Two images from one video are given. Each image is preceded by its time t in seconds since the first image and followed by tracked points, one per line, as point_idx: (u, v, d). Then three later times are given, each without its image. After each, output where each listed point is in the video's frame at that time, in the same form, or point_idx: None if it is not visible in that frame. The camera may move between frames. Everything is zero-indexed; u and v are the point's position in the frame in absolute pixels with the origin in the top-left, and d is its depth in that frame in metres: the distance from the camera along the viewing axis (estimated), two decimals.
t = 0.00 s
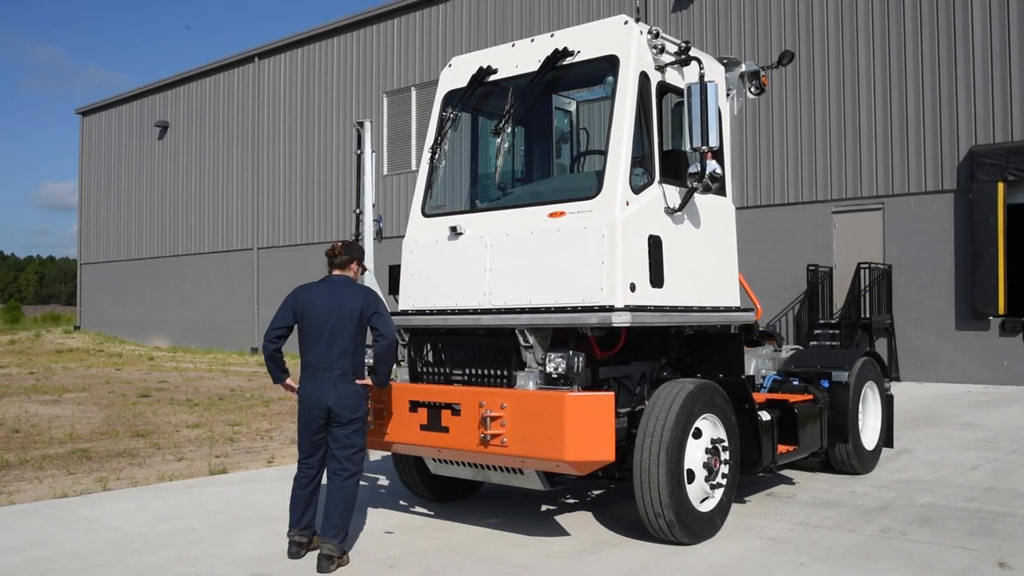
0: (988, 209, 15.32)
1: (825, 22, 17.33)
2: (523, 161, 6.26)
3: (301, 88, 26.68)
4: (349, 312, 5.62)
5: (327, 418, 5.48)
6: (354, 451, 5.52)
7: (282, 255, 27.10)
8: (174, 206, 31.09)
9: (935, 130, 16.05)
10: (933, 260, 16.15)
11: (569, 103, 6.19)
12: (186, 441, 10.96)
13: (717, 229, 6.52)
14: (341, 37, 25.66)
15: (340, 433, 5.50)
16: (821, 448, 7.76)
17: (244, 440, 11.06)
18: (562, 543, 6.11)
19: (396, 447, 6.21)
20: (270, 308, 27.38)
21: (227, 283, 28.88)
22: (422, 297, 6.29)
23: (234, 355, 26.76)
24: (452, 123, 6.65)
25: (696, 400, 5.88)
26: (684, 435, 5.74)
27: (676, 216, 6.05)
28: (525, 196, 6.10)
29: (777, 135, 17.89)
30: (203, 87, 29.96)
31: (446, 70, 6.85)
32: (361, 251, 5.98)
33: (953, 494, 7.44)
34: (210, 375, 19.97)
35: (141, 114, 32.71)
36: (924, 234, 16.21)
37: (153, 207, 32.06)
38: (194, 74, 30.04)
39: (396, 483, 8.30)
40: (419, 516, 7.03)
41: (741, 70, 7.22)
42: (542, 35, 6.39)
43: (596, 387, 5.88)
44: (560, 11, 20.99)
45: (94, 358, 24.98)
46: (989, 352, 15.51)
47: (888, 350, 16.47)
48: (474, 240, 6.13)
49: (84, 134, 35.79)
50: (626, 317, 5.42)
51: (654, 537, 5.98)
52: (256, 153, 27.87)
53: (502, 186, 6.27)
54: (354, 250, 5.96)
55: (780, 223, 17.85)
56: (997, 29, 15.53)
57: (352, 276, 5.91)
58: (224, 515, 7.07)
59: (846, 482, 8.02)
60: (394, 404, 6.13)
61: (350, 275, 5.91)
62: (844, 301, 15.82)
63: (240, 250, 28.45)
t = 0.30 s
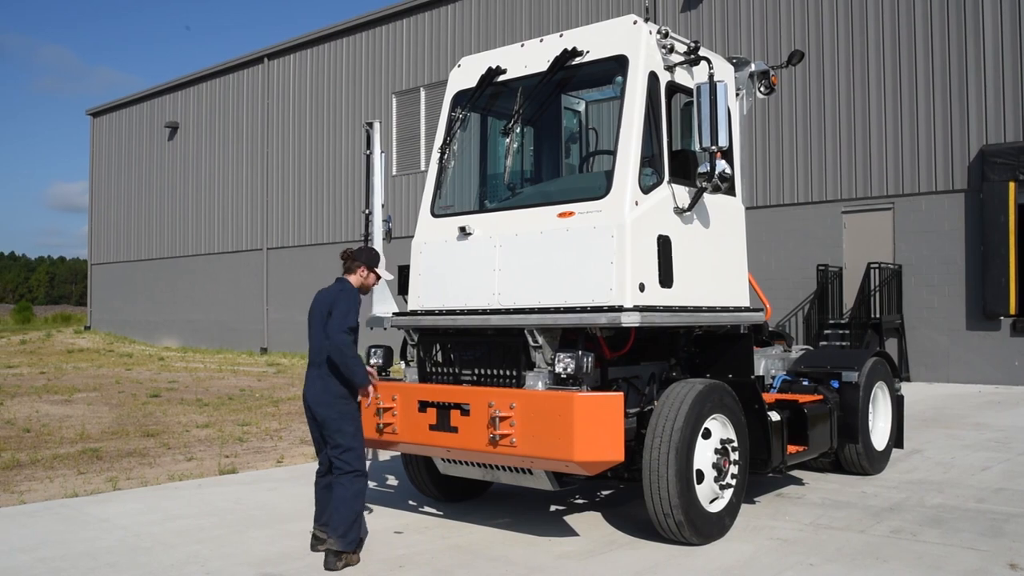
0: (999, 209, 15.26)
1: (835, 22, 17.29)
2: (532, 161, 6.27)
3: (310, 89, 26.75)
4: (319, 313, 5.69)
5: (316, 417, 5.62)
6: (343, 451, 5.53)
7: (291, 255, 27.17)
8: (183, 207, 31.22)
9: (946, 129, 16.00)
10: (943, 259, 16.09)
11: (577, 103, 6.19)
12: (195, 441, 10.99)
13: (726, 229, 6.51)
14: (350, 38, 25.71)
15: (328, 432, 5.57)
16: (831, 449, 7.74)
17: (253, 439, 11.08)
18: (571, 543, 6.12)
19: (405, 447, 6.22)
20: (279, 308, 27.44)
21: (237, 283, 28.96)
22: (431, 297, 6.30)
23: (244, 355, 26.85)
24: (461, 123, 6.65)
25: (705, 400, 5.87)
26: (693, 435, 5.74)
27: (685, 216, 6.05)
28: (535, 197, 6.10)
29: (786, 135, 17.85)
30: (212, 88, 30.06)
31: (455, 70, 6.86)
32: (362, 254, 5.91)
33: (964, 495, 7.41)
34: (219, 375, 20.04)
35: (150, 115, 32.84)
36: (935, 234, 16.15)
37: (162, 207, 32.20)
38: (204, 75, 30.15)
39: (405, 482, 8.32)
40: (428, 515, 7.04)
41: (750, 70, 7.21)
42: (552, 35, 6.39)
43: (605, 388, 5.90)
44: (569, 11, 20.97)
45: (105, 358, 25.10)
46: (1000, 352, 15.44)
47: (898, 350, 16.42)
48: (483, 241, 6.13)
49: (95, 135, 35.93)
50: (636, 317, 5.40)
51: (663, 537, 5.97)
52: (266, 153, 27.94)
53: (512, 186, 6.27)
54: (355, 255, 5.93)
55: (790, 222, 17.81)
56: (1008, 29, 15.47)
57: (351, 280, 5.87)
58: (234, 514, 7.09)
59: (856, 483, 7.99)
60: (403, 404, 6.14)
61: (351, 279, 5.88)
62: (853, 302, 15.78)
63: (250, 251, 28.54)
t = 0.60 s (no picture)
0: (1009, 209, 15.20)
1: (844, 21, 17.24)
2: (540, 161, 6.27)
3: (318, 90, 26.81)
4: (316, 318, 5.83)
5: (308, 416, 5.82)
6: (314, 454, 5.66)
7: (299, 255, 27.21)
8: (192, 207, 31.30)
9: (954, 129, 15.95)
10: (953, 259, 16.03)
11: (585, 103, 6.18)
12: (204, 440, 11.02)
13: (734, 229, 6.50)
14: (358, 38, 25.74)
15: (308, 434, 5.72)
16: (840, 449, 7.71)
17: (262, 439, 11.11)
18: (580, 543, 6.11)
19: (413, 447, 6.22)
20: (287, 308, 27.50)
21: (245, 283, 29.03)
22: (439, 297, 6.30)
23: (252, 356, 26.92)
24: (469, 123, 6.66)
25: (714, 401, 5.86)
26: (702, 435, 5.73)
27: (693, 216, 6.04)
28: (543, 197, 6.09)
29: (794, 134, 17.81)
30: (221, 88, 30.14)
31: (463, 70, 6.86)
32: (373, 265, 5.80)
33: (974, 496, 7.38)
34: (228, 375, 20.10)
35: (159, 116, 32.95)
36: (944, 234, 16.10)
37: (171, 208, 32.29)
38: (213, 76, 30.23)
39: (414, 482, 8.33)
40: (436, 516, 7.04)
41: (759, 69, 7.19)
42: (560, 35, 6.39)
43: (613, 387, 5.90)
44: (577, 11, 20.96)
45: (114, 358, 25.21)
46: (1009, 352, 15.38)
47: (907, 350, 16.36)
48: (491, 241, 6.14)
49: (103, 136, 36.05)
50: (644, 318, 5.39)
51: (671, 537, 5.96)
52: (274, 154, 28.00)
53: (520, 186, 6.28)
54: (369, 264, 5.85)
55: (798, 223, 17.77)
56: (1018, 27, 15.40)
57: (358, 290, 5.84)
58: (243, 514, 7.11)
59: (865, 483, 7.97)
60: (411, 404, 6.14)
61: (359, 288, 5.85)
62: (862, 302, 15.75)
63: (258, 251, 28.61)
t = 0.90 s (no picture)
0: (1014, 208, 15.16)
1: (848, 21, 17.21)
2: (544, 162, 6.27)
3: (322, 90, 26.82)
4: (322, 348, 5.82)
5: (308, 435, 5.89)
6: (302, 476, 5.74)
7: (304, 255, 27.24)
8: (197, 207, 31.36)
9: (959, 129, 15.92)
10: (958, 259, 16.00)
11: (590, 103, 6.18)
12: (208, 440, 11.03)
13: (739, 229, 6.49)
14: (362, 39, 25.75)
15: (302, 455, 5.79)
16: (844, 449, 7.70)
17: (266, 439, 11.12)
18: (583, 543, 6.11)
19: (418, 447, 6.23)
20: (291, 308, 27.53)
21: (250, 283, 29.07)
22: (443, 298, 6.30)
23: (257, 356, 26.96)
24: (473, 123, 6.66)
25: (718, 401, 5.86)
26: (707, 435, 5.72)
27: (698, 216, 6.03)
28: (547, 198, 6.09)
29: (798, 134, 17.78)
30: (225, 89, 30.18)
31: (467, 70, 6.87)
32: (385, 321, 5.68)
33: (979, 496, 7.37)
34: (233, 375, 20.13)
35: (164, 116, 33.01)
36: (948, 233, 16.07)
37: (176, 208, 32.35)
38: (217, 76, 30.27)
39: (418, 483, 8.32)
40: (440, 516, 7.04)
41: (763, 69, 7.18)
42: (564, 35, 6.39)
43: (617, 388, 5.89)
44: (581, 11, 20.95)
45: (119, 358, 25.29)
46: (1014, 352, 15.35)
47: (912, 350, 16.33)
48: (495, 241, 6.14)
49: (108, 136, 36.12)
50: (648, 318, 5.38)
51: (675, 537, 5.96)
52: (279, 154, 28.04)
53: (524, 186, 6.28)
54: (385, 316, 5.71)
55: (802, 223, 17.75)
56: None
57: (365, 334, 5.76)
58: (247, 514, 7.12)
59: (870, 484, 7.95)
60: (416, 404, 6.14)
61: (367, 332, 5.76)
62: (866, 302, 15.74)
63: (262, 251, 28.65)
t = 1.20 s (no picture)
0: (1018, 208, 15.14)
1: (853, 21, 17.18)
2: (548, 162, 6.27)
3: (327, 91, 26.84)
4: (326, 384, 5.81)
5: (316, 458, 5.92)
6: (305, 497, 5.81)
7: (308, 255, 27.25)
8: (201, 207, 31.40)
9: (964, 129, 15.90)
10: (963, 259, 15.97)
11: (593, 103, 6.17)
12: (212, 440, 11.06)
13: (743, 229, 6.49)
14: (366, 39, 25.76)
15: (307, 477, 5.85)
16: (848, 450, 7.69)
17: (271, 439, 11.13)
18: (587, 543, 6.12)
19: (421, 448, 6.22)
20: (295, 308, 27.54)
21: (254, 284, 29.11)
22: (447, 298, 6.31)
23: (261, 356, 26.97)
24: (477, 123, 6.67)
25: (722, 401, 5.85)
26: (710, 436, 5.72)
27: (702, 215, 6.03)
28: (551, 198, 6.08)
29: (803, 134, 17.76)
30: (229, 89, 30.22)
31: (471, 70, 6.87)
32: (381, 385, 5.57)
33: (984, 497, 7.35)
34: (237, 375, 20.14)
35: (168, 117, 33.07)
36: (952, 233, 16.04)
37: (180, 207, 32.39)
38: (221, 77, 30.31)
39: (422, 483, 8.33)
40: (444, 516, 7.05)
41: (767, 69, 7.18)
42: (568, 35, 6.38)
43: (621, 388, 5.88)
44: (585, 11, 20.93)
45: (124, 358, 25.33)
46: (1019, 352, 15.31)
47: (916, 351, 16.30)
48: (500, 242, 6.13)
49: (113, 137, 36.19)
50: (652, 318, 5.38)
51: (679, 538, 5.95)
52: (283, 154, 28.06)
53: (528, 186, 6.27)
54: (383, 380, 5.59)
55: (807, 223, 17.73)
56: None
57: (364, 385, 5.70)
58: (251, 514, 7.13)
59: (874, 484, 7.95)
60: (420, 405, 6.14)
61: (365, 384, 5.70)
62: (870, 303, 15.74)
63: (266, 252, 28.67)
